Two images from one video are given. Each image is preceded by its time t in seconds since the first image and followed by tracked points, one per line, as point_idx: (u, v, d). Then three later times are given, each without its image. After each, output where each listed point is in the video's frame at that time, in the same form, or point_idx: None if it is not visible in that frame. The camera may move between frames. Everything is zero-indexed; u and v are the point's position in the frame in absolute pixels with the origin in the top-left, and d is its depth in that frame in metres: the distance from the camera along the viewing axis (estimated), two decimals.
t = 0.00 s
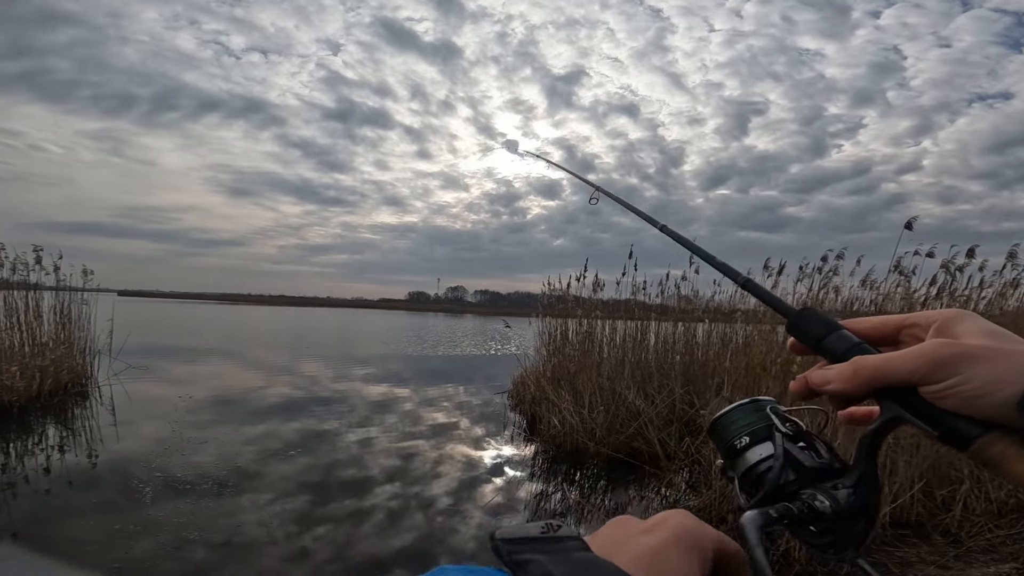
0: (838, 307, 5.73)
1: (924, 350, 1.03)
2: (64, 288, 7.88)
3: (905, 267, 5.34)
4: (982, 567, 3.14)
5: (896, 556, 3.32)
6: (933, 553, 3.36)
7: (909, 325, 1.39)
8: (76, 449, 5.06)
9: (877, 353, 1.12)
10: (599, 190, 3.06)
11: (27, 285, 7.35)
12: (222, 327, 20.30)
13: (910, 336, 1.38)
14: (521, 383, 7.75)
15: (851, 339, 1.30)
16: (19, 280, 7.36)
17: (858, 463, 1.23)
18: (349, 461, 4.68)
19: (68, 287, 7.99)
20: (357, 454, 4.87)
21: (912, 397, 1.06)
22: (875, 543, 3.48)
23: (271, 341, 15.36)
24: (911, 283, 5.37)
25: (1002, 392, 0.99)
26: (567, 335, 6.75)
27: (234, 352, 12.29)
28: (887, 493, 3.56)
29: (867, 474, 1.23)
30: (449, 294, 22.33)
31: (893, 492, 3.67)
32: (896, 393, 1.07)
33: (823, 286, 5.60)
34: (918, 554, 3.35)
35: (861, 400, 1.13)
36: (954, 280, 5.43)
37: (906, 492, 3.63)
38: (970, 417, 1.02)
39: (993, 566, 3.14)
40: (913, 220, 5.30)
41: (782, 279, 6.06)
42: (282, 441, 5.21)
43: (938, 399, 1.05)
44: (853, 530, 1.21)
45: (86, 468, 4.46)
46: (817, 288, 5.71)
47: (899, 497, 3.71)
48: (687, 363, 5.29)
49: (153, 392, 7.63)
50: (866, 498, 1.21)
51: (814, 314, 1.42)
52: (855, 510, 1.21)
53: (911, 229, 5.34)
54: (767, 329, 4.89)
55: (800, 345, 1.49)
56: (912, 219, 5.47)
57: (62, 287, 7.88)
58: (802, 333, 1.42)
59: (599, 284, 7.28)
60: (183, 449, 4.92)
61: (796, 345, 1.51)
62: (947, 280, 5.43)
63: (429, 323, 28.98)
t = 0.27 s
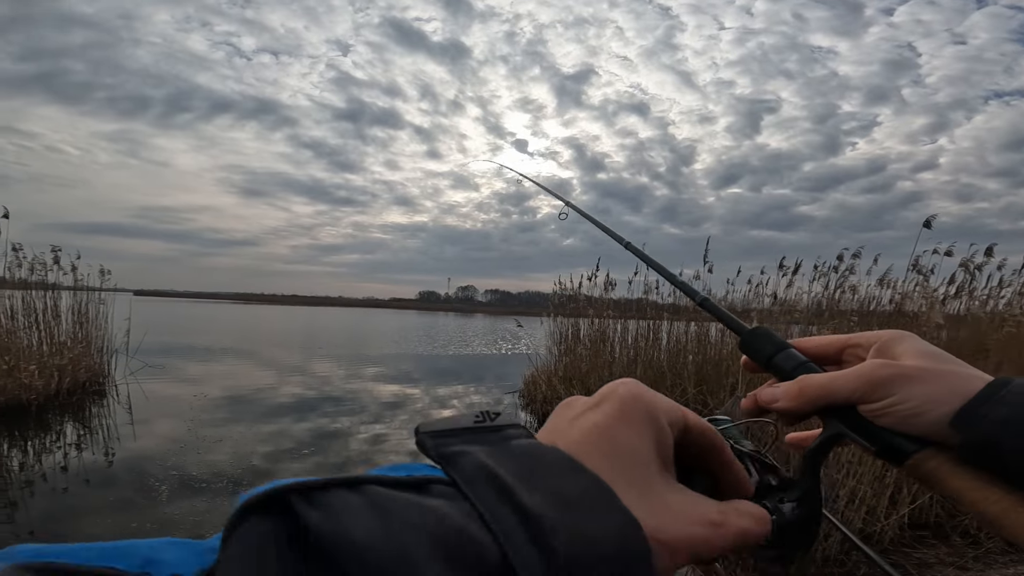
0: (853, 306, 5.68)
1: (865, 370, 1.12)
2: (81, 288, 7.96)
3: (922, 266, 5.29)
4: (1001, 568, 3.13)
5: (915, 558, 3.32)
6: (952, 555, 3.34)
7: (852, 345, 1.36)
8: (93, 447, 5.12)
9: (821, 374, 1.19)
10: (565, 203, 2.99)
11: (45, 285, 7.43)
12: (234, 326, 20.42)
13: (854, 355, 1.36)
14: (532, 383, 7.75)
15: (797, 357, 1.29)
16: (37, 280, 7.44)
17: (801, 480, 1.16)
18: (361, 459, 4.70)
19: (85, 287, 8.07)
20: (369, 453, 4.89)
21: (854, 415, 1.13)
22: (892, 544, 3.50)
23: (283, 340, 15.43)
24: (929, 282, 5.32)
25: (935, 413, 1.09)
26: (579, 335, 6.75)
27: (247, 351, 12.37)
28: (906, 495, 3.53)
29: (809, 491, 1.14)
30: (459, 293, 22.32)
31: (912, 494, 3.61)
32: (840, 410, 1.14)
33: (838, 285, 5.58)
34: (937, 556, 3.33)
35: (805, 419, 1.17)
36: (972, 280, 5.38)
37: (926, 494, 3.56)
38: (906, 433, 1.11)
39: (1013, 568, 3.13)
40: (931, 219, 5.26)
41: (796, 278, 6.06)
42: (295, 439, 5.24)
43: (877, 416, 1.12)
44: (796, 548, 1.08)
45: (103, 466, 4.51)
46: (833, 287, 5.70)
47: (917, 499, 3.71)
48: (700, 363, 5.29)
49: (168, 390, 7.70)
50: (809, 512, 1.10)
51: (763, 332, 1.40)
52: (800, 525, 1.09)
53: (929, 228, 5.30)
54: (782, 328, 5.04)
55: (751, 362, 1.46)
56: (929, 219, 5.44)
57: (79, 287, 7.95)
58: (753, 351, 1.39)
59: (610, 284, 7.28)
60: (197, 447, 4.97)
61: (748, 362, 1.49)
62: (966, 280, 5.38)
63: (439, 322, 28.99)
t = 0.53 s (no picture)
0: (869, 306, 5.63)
1: (823, 391, 1.23)
2: (97, 288, 8.06)
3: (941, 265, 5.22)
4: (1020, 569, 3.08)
5: (932, 560, 3.29)
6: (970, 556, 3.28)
7: (812, 366, 1.53)
8: (108, 445, 5.18)
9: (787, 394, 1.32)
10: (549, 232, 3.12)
11: (63, 285, 7.53)
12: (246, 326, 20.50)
13: (813, 375, 1.53)
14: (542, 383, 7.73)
15: (758, 378, 1.44)
16: (54, 280, 7.54)
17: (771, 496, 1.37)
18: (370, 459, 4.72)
19: (101, 287, 8.16)
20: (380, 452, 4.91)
21: (815, 432, 1.26)
22: (909, 546, 3.48)
23: (295, 339, 15.46)
24: (947, 281, 5.25)
25: (892, 430, 1.17)
26: (590, 335, 6.73)
27: (258, 350, 12.42)
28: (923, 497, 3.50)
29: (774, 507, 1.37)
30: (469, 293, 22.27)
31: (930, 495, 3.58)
32: (801, 428, 1.27)
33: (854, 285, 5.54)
34: (955, 557, 3.29)
35: (769, 436, 1.32)
36: (991, 279, 5.31)
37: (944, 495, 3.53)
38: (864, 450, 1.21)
39: None
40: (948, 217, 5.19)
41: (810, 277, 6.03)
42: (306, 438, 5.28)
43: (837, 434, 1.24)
44: (767, 560, 1.36)
45: (118, 464, 4.57)
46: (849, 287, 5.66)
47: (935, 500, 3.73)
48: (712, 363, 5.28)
49: (182, 390, 7.78)
50: (776, 530, 1.36)
51: (727, 354, 1.57)
52: (768, 541, 1.35)
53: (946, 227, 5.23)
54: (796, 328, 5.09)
55: (717, 383, 1.63)
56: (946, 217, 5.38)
57: (95, 287, 8.05)
58: (718, 371, 1.57)
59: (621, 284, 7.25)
60: (211, 446, 5.02)
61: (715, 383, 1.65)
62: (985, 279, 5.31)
63: (449, 322, 28.95)
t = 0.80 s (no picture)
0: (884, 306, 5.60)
1: (834, 393, 1.22)
2: (113, 288, 8.15)
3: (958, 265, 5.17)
4: None
5: (949, 563, 3.25)
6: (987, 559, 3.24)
7: (823, 368, 1.53)
8: (123, 444, 5.24)
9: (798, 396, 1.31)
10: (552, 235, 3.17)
11: (79, 285, 7.62)
12: (256, 325, 20.63)
13: (824, 378, 1.53)
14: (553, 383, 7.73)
15: (769, 380, 1.42)
16: (71, 280, 7.63)
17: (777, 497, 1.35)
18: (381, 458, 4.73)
19: (116, 287, 8.25)
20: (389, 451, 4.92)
21: (828, 435, 1.24)
22: (926, 548, 3.43)
23: (306, 339, 15.54)
24: (965, 281, 5.20)
25: (905, 433, 1.17)
26: (600, 335, 6.73)
27: (270, 350, 12.49)
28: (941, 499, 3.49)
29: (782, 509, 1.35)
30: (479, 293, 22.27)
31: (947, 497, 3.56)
32: (813, 431, 1.26)
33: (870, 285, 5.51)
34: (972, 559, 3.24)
35: (781, 438, 1.30)
36: (1009, 279, 5.24)
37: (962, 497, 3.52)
38: (877, 453, 1.20)
39: None
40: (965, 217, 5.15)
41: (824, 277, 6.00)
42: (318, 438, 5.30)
43: (850, 436, 1.23)
44: (771, 564, 1.34)
45: (133, 463, 4.61)
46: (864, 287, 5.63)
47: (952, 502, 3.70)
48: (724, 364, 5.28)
49: (195, 389, 7.84)
50: (781, 533, 1.34)
51: (737, 356, 1.55)
52: (773, 545, 1.33)
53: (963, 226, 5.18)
54: (811, 329, 5.05)
55: (727, 384, 1.61)
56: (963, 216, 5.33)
57: (111, 287, 8.14)
58: (728, 373, 1.54)
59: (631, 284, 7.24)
60: (223, 445, 5.05)
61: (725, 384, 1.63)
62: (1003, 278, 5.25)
63: (458, 322, 28.98)
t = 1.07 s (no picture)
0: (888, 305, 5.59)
1: (855, 382, 1.10)
2: (116, 289, 8.17)
3: (961, 265, 5.16)
4: None
5: (952, 564, 3.24)
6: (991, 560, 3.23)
7: (842, 358, 1.40)
8: (126, 444, 5.25)
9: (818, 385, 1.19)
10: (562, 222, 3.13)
11: (82, 286, 7.64)
12: (258, 326, 20.67)
13: (844, 368, 1.41)
14: (555, 383, 7.74)
15: (787, 370, 1.32)
16: (74, 280, 7.66)
17: (793, 489, 1.27)
18: (382, 459, 4.73)
19: (119, 287, 8.27)
20: (390, 452, 4.92)
21: (847, 425, 1.13)
22: (929, 549, 3.43)
23: (308, 340, 15.58)
24: (968, 281, 5.19)
25: (932, 425, 1.04)
26: (602, 335, 6.72)
27: (272, 350, 12.53)
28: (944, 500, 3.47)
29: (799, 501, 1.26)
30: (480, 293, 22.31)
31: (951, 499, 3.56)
32: (834, 421, 1.14)
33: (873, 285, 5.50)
34: (975, 561, 3.23)
35: (799, 429, 1.20)
36: (1012, 279, 5.23)
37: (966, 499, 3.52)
38: (900, 445, 1.08)
39: None
40: (968, 216, 5.13)
41: (827, 277, 5.99)
42: (319, 438, 5.31)
43: (872, 427, 1.11)
44: (788, 561, 1.25)
45: (135, 462, 4.62)
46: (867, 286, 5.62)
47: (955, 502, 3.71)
48: (727, 363, 5.29)
49: (197, 389, 7.86)
50: (800, 527, 1.26)
51: (752, 345, 1.45)
52: (790, 538, 1.25)
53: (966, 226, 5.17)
54: (814, 327, 5.05)
55: (742, 375, 1.52)
56: (967, 216, 5.31)
57: (114, 288, 8.16)
58: (744, 363, 1.46)
59: (633, 284, 7.24)
60: (225, 445, 5.06)
61: (740, 374, 1.54)
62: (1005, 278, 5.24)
63: (460, 322, 29.04)
